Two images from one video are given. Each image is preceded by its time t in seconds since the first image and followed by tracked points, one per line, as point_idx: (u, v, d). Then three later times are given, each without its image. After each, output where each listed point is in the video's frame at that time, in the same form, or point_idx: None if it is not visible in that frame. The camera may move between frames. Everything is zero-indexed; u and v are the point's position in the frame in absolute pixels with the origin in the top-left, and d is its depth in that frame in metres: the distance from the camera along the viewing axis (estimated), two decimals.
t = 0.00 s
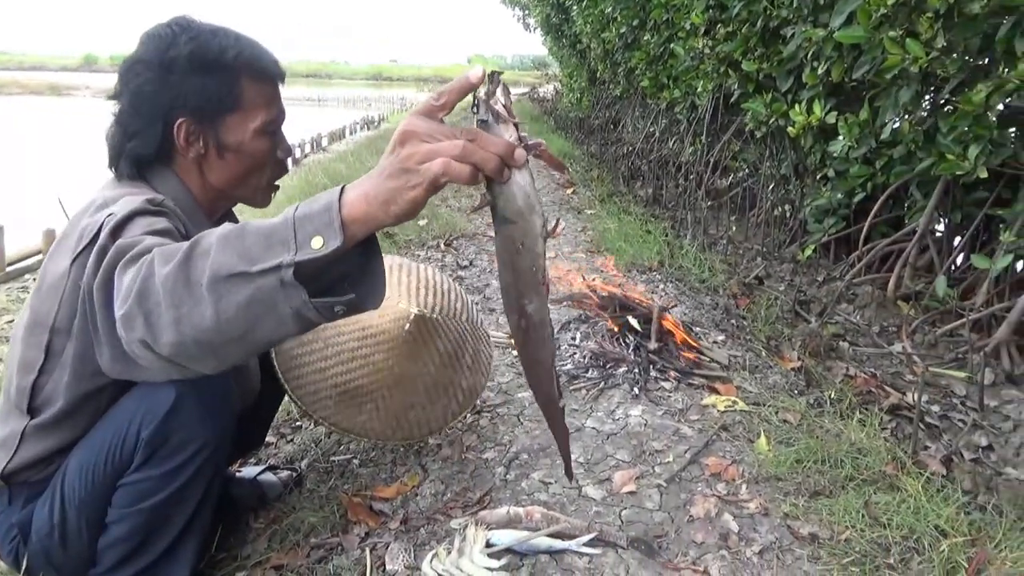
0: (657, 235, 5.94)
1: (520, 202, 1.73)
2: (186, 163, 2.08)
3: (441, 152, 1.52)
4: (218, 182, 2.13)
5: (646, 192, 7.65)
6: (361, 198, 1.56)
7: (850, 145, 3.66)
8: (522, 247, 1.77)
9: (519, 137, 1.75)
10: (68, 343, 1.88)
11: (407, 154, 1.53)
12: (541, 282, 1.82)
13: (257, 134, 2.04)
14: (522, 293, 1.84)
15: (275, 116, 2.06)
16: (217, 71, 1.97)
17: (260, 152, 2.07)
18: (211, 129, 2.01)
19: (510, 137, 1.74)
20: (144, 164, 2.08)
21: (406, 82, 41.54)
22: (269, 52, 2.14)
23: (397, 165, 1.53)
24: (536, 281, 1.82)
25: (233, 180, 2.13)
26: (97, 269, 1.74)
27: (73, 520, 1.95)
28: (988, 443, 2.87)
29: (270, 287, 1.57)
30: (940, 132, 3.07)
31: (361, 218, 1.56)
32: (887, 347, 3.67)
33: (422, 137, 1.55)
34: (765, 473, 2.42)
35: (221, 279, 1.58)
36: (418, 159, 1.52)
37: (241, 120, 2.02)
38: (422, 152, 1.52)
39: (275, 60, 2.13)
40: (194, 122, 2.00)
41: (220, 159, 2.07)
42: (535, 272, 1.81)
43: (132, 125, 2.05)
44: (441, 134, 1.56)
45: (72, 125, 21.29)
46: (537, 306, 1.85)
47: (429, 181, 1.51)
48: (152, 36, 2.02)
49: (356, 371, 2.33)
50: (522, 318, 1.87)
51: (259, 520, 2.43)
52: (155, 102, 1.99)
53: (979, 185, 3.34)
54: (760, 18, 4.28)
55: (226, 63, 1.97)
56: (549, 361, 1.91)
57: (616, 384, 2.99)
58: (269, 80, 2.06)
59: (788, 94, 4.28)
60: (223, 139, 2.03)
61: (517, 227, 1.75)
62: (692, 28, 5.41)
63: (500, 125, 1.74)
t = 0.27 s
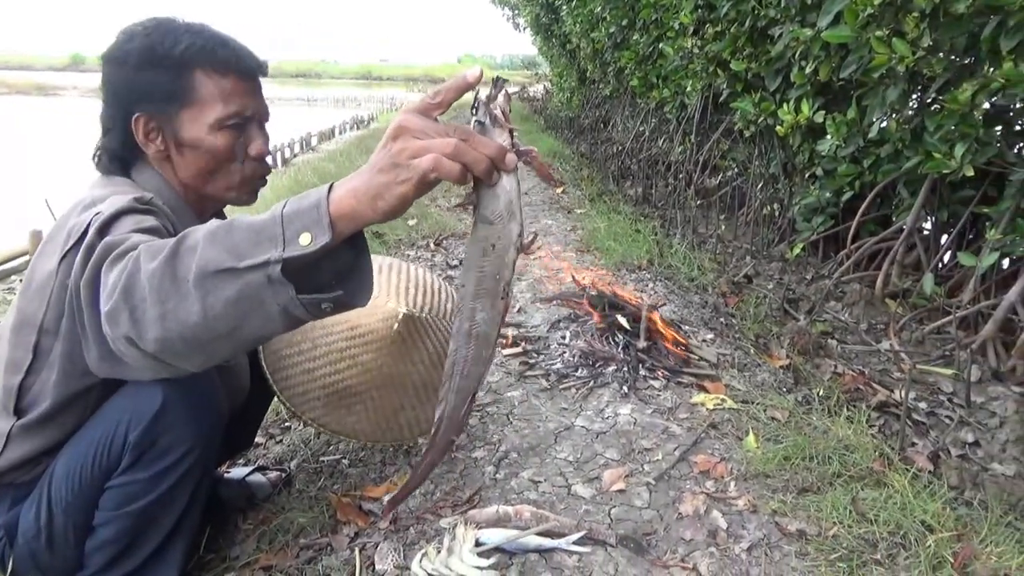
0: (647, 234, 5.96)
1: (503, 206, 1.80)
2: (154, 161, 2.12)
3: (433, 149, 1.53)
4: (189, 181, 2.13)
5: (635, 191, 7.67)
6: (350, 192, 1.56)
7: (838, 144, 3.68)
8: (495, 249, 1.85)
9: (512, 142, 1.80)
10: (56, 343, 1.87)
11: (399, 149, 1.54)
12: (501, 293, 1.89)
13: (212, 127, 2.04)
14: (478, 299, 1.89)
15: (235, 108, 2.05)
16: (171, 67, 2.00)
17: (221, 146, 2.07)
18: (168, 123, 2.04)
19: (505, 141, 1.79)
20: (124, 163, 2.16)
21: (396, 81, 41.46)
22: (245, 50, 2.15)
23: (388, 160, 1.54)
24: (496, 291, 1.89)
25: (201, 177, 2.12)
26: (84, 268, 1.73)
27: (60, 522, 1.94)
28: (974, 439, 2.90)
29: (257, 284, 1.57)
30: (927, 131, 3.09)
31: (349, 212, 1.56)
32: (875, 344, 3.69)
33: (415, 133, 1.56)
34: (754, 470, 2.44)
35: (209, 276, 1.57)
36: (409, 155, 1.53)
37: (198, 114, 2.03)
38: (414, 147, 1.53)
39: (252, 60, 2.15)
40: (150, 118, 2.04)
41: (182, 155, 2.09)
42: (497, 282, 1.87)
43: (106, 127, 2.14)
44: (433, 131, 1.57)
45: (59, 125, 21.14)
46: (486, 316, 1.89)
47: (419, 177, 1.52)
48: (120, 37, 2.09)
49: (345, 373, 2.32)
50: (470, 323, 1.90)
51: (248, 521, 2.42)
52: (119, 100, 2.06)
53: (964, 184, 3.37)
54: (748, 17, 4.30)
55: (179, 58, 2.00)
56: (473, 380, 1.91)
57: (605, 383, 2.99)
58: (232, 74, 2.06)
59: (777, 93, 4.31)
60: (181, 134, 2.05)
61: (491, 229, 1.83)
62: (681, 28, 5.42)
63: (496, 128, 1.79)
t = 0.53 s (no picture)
0: (640, 234, 5.97)
1: (494, 202, 1.74)
2: (133, 158, 2.12)
3: (418, 148, 1.52)
4: (162, 179, 2.10)
5: (628, 191, 7.68)
6: (333, 189, 1.54)
7: (830, 143, 3.69)
8: (491, 245, 1.77)
9: (496, 135, 1.75)
10: (43, 345, 1.86)
11: (382, 148, 1.52)
12: (507, 282, 1.82)
13: (182, 125, 2.02)
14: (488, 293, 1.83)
15: (206, 105, 2.03)
16: (145, 63, 2.00)
17: (191, 145, 2.04)
18: (142, 120, 2.04)
19: (488, 136, 1.74)
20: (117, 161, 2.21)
21: (388, 81, 41.38)
22: (230, 50, 2.13)
23: (371, 158, 1.52)
24: (502, 282, 1.82)
25: (173, 176, 2.10)
26: (71, 268, 1.73)
27: (50, 525, 1.92)
28: (965, 437, 2.91)
29: (239, 282, 1.56)
30: (917, 130, 3.11)
31: (331, 210, 1.55)
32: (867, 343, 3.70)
33: (399, 131, 1.54)
34: (747, 469, 2.44)
35: (191, 274, 1.58)
36: (393, 154, 1.51)
37: (169, 111, 2.02)
38: (398, 147, 1.52)
39: (236, 59, 2.13)
40: (126, 114, 2.04)
41: (155, 153, 2.07)
42: (501, 272, 1.81)
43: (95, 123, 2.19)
44: (416, 129, 1.55)
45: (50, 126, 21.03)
46: (500, 307, 1.85)
47: (403, 177, 1.51)
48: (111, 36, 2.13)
49: (340, 378, 2.32)
50: (484, 318, 1.87)
51: (241, 522, 2.42)
52: (101, 96, 2.08)
53: (955, 183, 3.38)
54: (739, 17, 4.31)
55: (153, 55, 2.00)
56: (508, 358, 1.92)
57: (599, 382, 2.99)
58: (206, 73, 2.03)
59: (768, 93, 4.32)
60: (153, 131, 2.04)
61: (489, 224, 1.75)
62: (673, 28, 5.43)
63: (479, 123, 1.74)
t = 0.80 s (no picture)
0: (637, 235, 5.97)
1: (484, 203, 1.70)
2: (128, 157, 2.12)
3: (408, 149, 1.50)
4: (155, 179, 2.09)
5: (626, 192, 7.68)
6: (323, 189, 1.54)
7: (827, 145, 3.70)
8: (479, 249, 1.74)
9: (489, 136, 1.72)
10: (38, 345, 1.86)
11: (372, 148, 1.51)
12: (494, 286, 1.78)
13: (177, 127, 2.01)
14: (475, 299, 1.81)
15: (201, 108, 2.02)
16: (143, 63, 2.00)
17: (185, 147, 2.03)
18: (138, 120, 2.04)
19: (481, 136, 1.71)
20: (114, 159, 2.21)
21: (385, 81, 41.36)
22: (230, 52, 2.12)
23: (361, 158, 1.52)
24: (488, 286, 1.78)
25: (166, 178, 2.09)
26: (64, 268, 1.72)
27: (46, 526, 1.92)
28: (962, 438, 2.91)
29: (228, 282, 1.56)
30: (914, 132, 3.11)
31: (321, 210, 1.54)
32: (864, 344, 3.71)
33: (389, 131, 1.52)
34: (745, 471, 2.44)
35: (179, 275, 1.58)
36: (382, 155, 1.51)
37: (164, 112, 2.01)
38: (388, 147, 1.51)
39: (235, 62, 2.11)
40: (122, 113, 2.04)
41: (150, 153, 2.06)
42: (489, 277, 1.77)
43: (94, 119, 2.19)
44: (408, 128, 1.53)
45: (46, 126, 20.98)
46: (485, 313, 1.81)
47: (392, 178, 1.50)
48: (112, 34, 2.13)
49: (336, 381, 2.31)
50: (467, 324, 1.84)
51: (239, 524, 2.41)
52: (99, 94, 2.08)
53: (952, 185, 3.39)
54: (737, 19, 4.31)
55: (151, 55, 1.99)
56: (488, 371, 1.86)
57: (597, 384, 2.99)
58: (202, 76, 2.02)
59: (765, 94, 4.32)
60: (148, 131, 2.03)
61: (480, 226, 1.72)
62: (671, 29, 5.43)
63: (472, 123, 1.72)
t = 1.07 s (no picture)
0: (641, 236, 5.97)
1: (469, 210, 1.72)
2: (134, 157, 2.13)
3: (391, 154, 1.52)
4: (160, 180, 2.10)
5: (629, 193, 7.68)
6: (310, 193, 1.55)
7: (831, 148, 3.69)
8: (460, 257, 1.75)
9: (478, 141, 1.70)
10: (44, 345, 1.86)
11: (357, 153, 1.52)
12: (468, 298, 1.80)
13: (183, 128, 2.01)
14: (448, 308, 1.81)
15: (207, 110, 2.02)
16: (150, 64, 2.00)
17: (191, 149, 2.04)
18: (144, 121, 2.04)
19: (469, 141, 1.69)
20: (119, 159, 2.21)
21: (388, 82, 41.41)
22: (237, 55, 2.13)
23: (346, 162, 1.53)
24: (464, 297, 1.79)
25: (172, 179, 2.09)
26: (66, 268, 1.73)
27: (51, 525, 1.92)
28: (966, 442, 2.91)
29: (216, 286, 1.56)
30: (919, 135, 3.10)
31: (307, 214, 1.55)
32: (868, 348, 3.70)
33: (374, 136, 1.54)
34: (749, 474, 2.44)
35: (168, 278, 1.58)
36: (366, 159, 1.52)
37: (171, 113, 2.02)
38: (372, 152, 1.52)
39: (241, 65, 2.12)
40: (128, 114, 2.05)
41: (156, 154, 2.07)
42: (465, 287, 1.78)
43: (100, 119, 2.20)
44: (393, 134, 1.55)
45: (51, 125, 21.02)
46: (457, 324, 1.82)
47: (376, 182, 1.51)
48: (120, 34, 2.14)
49: (339, 381, 2.32)
50: (439, 333, 1.84)
51: (242, 524, 2.42)
52: (106, 94, 2.09)
53: (956, 188, 3.39)
54: (741, 21, 4.30)
55: (158, 57, 2.00)
56: (452, 388, 1.87)
57: (600, 386, 2.99)
58: (209, 78, 2.03)
59: (770, 96, 4.32)
60: (155, 133, 2.04)
61: (462, 235, 1.73)
62: (675, 31, 5.42)
63: (461, 128, 1.70)
